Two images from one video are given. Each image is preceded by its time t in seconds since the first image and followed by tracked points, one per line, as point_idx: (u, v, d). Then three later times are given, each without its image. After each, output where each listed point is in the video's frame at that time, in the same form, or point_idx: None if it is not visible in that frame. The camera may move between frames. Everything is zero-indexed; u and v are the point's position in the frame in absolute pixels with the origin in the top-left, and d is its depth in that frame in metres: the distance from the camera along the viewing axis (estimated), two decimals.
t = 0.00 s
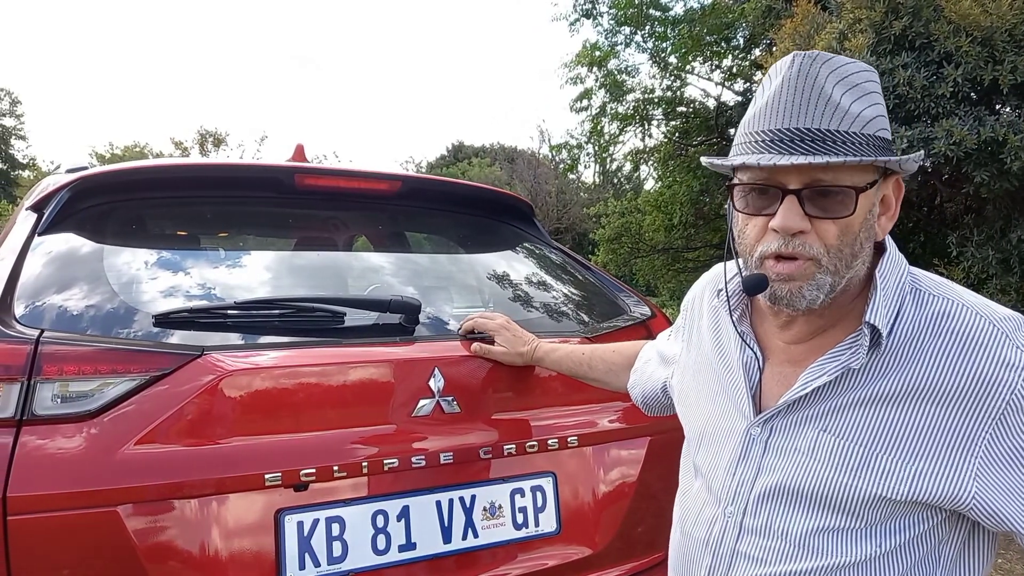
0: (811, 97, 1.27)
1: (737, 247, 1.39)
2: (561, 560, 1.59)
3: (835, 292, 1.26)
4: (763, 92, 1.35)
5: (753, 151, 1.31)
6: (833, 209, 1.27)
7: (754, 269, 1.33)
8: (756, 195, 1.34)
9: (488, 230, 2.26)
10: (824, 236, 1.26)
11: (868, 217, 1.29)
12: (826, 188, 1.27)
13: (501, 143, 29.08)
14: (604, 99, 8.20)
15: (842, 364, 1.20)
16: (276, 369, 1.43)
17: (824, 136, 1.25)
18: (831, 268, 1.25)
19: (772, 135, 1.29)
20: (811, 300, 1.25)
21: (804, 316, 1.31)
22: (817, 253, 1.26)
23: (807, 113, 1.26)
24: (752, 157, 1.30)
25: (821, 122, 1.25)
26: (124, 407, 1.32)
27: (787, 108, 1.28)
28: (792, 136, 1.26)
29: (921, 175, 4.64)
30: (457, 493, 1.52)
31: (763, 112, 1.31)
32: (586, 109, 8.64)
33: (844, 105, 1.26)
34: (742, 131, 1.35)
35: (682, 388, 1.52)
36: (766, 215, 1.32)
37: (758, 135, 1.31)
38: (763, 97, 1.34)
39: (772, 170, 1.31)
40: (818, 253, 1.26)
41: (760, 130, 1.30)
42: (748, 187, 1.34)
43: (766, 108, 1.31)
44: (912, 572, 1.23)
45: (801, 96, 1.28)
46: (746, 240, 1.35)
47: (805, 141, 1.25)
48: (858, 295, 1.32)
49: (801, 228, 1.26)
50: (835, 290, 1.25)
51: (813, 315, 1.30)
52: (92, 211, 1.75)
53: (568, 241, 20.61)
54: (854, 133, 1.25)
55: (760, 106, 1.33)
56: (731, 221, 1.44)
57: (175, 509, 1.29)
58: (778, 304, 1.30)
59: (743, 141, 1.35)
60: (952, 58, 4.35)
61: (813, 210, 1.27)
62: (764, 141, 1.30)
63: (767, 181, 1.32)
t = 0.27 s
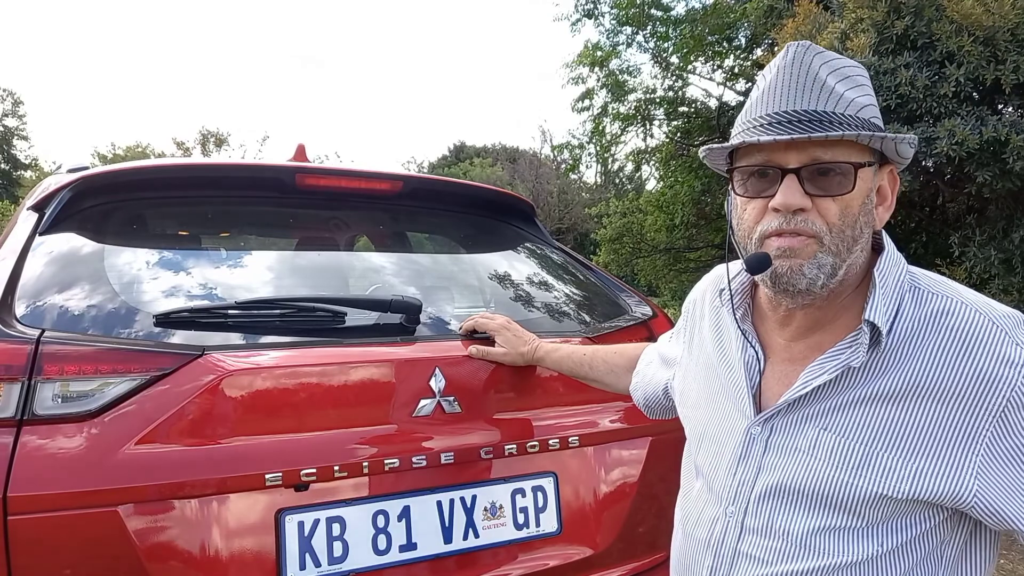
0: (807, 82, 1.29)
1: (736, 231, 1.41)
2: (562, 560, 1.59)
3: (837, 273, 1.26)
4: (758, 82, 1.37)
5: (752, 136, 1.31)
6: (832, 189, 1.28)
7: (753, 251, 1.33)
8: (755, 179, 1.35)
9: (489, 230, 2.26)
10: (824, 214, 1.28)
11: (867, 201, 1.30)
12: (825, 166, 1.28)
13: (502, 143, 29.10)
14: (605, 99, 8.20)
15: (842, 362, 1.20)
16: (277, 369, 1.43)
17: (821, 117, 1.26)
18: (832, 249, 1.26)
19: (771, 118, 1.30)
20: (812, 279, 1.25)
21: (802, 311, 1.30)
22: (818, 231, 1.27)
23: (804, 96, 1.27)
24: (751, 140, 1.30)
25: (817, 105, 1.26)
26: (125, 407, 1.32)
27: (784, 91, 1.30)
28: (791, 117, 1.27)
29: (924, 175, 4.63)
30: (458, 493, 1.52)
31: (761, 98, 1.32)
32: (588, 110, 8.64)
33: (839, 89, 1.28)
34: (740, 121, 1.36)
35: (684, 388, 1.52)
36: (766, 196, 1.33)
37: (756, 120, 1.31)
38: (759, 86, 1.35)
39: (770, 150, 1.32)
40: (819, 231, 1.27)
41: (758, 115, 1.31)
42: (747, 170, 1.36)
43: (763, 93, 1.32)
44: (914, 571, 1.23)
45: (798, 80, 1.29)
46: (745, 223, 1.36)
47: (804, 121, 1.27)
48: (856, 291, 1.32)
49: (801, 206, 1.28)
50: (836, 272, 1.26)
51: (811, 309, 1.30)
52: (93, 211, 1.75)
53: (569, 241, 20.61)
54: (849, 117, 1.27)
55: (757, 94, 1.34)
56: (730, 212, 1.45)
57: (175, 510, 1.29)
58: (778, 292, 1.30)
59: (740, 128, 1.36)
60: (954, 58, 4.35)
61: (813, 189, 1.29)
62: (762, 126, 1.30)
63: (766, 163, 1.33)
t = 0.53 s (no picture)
0: (818, 80, 1.29)
1: (744, 229, 1.40)
2: (564, 561, 1.59)
3: (846, 272, 1.26)
4: (768, 81, 1.37)
5: (763, 133, 1.31)
6: (842, 187, 1.28)
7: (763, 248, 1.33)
8: (765, 176, 1.34)
9: (491, 230, 2.25)
10: (834, 213, 1.28)
11: (875, 199, 1.30)
12: (834, 164, 1.29)
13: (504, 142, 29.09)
14: (607, 99, 8.20)
15: (844, 363, 1.20)
16: (278, 369, 1.43)
17: (832, 115, 1.26)
18: (842, 247, 1.26)
19: (782, 116, 1.29)
20: (823, 278, 1.26)
21: (808, 309, 1.31)
22: (829, 229, 1.27)
23: (816, 93, 1.27)
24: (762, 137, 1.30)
25: (829, 103, 1.26)
26: (127, 407, 1.32)
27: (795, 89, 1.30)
28: (803, 115, 1.27)
29: (925, 175, 4.62)
30: (459, 493, 1.52)
31: (771, 96, 1.32)
32: (589, 110, 8.64)
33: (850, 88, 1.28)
34: (749, 119, 1.36)
35: (686, 388, 1.52)
36: (776, 194, 1.32)
37: (767, 117, 1.31)
38: (768, 85, 1.35)
39: (781, 147, 1.32)
40: (829, 230, 1.27)
41: (769, 113, 1.31)
42: (756, 168, 1.35)
43: (774, 91, 1.31)
44: (916, 572, 1.22)
45: (808, 79, 1.29)
46: (754, 220, 1.36)
47: (815, 119, 1.27)
48: (860, 291, 1.32)
49: (812, 204, 1.27)
50: (846, 271, 1.26)
51: (817, 307, 1.30)
52: (95, 211, 1.75)
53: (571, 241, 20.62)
54: (860, 115, 1.27)
55: (766, 92, 1.34)
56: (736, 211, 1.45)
57: (177, 509, 1.29)
58: (787, 290, 1.29)
59: (750, 126, 1.35)
60: (956, 58, 4.34)
61: (823, 187, 1.28)
62: (773, 123, 1.30)
63: (776, 160, 1.33)
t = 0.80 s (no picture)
0: (824, 81, 1.29)
1: (749, 232, 1.39)
2: (565, 560, 1.59)
3: (851, 275, 1.26)
4: (772, 82, 1.36)
5: (769, 134, 1.30)
6: (848, 189, 1.28)
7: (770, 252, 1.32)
8: (771, 179, 1.34)
9: (492, 230, 2.26)
10: (840, 216, 1.27)
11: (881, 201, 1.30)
12: (841, 166, 1.29)
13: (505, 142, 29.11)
14: (608, 99, 8.21)
15: (848, 364, 1.20)
16: (280, 369, 1.44)
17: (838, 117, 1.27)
18: (848, 251, 1.26)
19: (788, 117, 1.29)
20: (829, 282, 1.25)
21: (811, 311, 1.31)
22: (835, 233, 1.27)
23: (822, 95, 1.27)
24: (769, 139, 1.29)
25: (835, 105, 1.27)
26: (130, 407, 1.33)
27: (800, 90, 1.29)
28: (809, 117, 1.27)
29: (927, 175, 4.62)
30: (461, 493, 1.52)
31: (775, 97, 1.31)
32: (591, 110, 8.64)
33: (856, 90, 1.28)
34: (753, 121, 1.36)
35: (688, 388, 1.52)
36: (782, 197, 1.32)
37: (773, 118, 1.30)
38: (773, 86, 1.35)
39: (787, 149, 1.33)
40: (835, 234, 1.27)
41: (775, 113, 1.30)
42: (762, 170, 1.35)
43: (780, 91, 1.31)
44: (919, 572, 1.22)
45: (814, 81, 1.29)
46: (759, 224, 1.35)
47: (821, 121, 1.27)
48: (862, 291, 1.32)
49: (819, 206, 1.27)
50: (852, 274, 1.26)
51: (821, 308, 1.30)
52: (98, 211, 1.75)
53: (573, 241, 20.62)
54: (865, 118, 1.28)
55: (771, 93, 1.34)
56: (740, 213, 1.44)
57: (179, 509, 1.30)
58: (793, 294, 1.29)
59: (755, 127, 1.35)
60: (958, 58, 4.34)
61: (830, 190, 1.28)
62: (780, 124, 1.30)
63: (783, 163, 1.33)
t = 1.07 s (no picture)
0: (823, 84, 1.27)
1: (750, 238, 1.39)
2: (566, 560, 1.58)
3: (857, 279, 1.27)
4: (770, 85, 1.35)
5: (769, 142, 1.31)
6: (851, 194, 1.28)
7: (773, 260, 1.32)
8: (772, 186, 1.33)
9: (494, 229, 2.25)
10: (844, 221, 1.27)
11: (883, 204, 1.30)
12: (843, 172, 1.28)
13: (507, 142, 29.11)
14: (610, 99, 8.20)
15: (850, 362, 1.19)
16: (281, 368, 1.43)
17: (838, 121, 1.26)
18: (852, 256, 1.26)
19: (787, 123, 1.29)
20: (835, 289, 1.26)
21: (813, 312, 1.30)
22: (840, 239, 1.27)
23: (821, 99, 1.26)
24: (770, 146, 1.29)
25: (835, 109, 1.26)
26: (130, 405, 1.32)
27: (799, 95, 1.28)
28: (809, 123, 1.27)
29: (929, 174, 4.61)
30: (462, 492, 1.52)
31: (774, 102, 1.31)
32: (592, 109, 8.64)
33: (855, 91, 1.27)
34: (752, 125, 1.36)
35: (689, 387, 1.52)
36: (784, 204, 1.31)
37: (773, 124, 1.30)
38: (771, 90, 1.34)
39: (788, 156, 1.31)
40: (840, 239, 1.27)
41: (775, 120, 1.30)
42: (762, 178, 1.34)
43: (779, 97, 1.30)
44: (921, 570, 1.22)
45: (813, 84, 1.28)
46: (762, 231, 1.35)
47: (821, 126, 1.26)
48: (864, 289, 1.32)
49: (823, 213, 1.27)
50: (857, 279, 1.27)
51: (824, 310, 1.30)
52: (99, 210, 1.75)
53: (574, 241, 20.61)
54: (867, 120, 1.27)
55: (769, 98, 1.33)
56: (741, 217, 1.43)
57: (180, 508, 1.29)
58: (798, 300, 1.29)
59: (754, 132, 1.35)
60: (960, 57, 4.33)
61: (833, 196, 1.28)
62: (779, 130, 1.30)
63: (784, 170, 1.32)
